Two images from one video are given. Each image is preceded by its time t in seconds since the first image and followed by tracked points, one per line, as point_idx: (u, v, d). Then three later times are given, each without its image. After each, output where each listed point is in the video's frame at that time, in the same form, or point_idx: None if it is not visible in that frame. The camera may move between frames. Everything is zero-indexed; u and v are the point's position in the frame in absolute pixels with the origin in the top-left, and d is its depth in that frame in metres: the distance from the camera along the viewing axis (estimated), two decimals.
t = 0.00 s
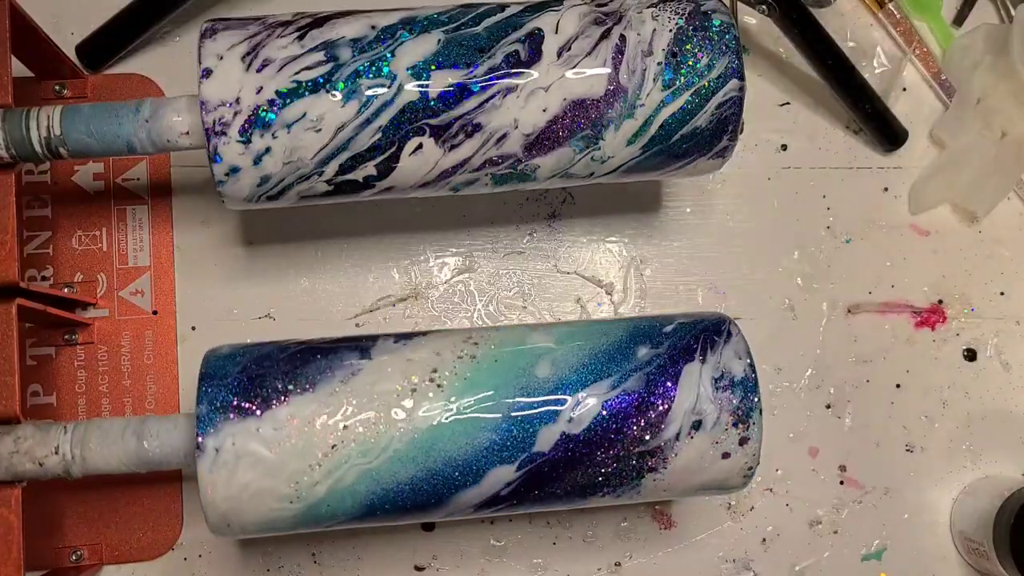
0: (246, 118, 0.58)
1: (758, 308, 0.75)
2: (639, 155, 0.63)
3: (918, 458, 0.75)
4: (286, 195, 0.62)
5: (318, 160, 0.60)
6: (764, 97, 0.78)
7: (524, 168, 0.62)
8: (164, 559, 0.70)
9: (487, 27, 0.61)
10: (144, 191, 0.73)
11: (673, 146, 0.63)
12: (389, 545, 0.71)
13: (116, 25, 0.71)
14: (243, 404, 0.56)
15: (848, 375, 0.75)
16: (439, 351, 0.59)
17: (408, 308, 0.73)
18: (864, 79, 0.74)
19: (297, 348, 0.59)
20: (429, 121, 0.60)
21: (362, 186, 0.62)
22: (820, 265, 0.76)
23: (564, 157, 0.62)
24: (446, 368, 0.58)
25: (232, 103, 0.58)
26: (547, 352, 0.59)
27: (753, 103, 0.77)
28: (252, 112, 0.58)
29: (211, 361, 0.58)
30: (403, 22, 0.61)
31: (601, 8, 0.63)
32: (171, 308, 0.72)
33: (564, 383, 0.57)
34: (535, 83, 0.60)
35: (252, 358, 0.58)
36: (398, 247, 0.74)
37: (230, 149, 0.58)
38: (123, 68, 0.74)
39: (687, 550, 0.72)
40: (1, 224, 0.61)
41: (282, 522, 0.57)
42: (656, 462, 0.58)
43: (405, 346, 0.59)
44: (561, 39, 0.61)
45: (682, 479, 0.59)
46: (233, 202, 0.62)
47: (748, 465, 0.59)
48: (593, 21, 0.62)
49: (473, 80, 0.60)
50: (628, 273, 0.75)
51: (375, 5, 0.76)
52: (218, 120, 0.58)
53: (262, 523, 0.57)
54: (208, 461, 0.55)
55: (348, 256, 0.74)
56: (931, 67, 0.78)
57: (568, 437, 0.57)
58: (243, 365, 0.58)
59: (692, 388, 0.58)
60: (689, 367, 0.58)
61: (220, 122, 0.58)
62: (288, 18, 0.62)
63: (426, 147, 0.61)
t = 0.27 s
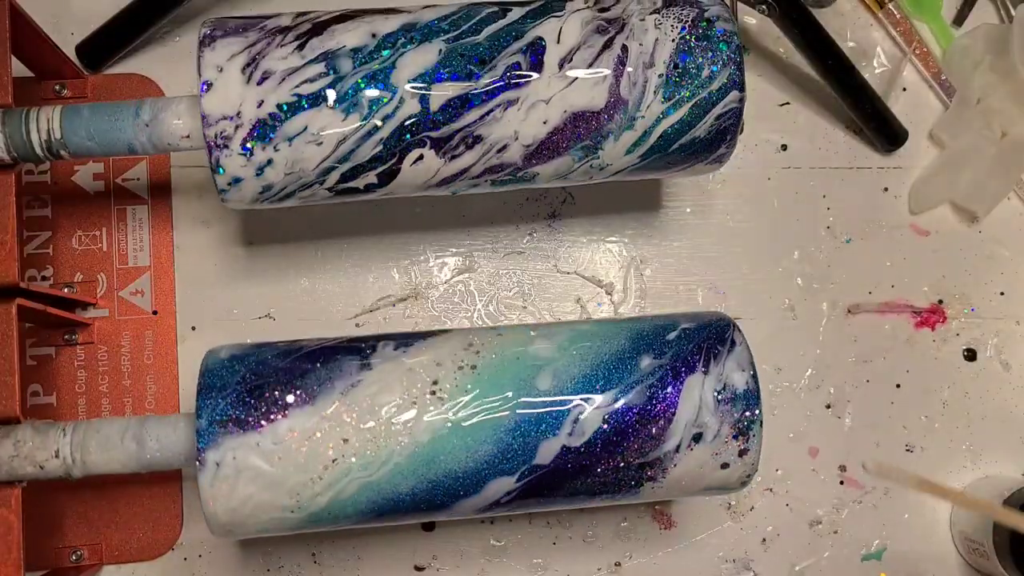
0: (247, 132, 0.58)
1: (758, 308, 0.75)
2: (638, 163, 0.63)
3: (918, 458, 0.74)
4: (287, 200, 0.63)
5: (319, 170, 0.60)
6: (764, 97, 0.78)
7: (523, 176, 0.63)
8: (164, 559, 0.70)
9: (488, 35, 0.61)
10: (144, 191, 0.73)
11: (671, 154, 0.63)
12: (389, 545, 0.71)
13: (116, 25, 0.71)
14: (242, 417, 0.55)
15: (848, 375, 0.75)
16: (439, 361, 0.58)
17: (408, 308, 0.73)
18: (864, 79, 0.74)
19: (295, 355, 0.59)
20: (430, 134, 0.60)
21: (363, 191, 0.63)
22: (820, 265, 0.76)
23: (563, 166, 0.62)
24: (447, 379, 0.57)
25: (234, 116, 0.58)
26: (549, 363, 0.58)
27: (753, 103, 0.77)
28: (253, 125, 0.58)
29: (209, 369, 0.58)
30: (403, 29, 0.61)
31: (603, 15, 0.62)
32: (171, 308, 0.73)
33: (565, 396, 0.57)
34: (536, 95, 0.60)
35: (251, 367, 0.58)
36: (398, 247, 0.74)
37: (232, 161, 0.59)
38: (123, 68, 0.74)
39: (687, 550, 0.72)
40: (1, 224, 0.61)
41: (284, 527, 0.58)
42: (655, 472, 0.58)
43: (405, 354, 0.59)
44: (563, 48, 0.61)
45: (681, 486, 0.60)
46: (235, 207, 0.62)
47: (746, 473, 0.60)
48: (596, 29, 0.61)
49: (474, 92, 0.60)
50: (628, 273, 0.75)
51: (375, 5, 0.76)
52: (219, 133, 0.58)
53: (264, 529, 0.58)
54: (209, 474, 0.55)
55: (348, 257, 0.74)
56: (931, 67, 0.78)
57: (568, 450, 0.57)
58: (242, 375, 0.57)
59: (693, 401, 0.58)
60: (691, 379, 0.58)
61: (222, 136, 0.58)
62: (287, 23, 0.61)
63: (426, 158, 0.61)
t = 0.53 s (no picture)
0: (249, 145, 0.59)
1: (758, 308, 0.75)
2: (636, 169, 0.64)
3: (918, 458, 0.74)
4: (289, 205, 0.63)
5: (321, 180, 0.61)
6: (764, 97, 0.78)
7: (523, 181, 0.64)
8: (164, 559, 0.70)
9: (490, 45, 0.60)
10: (144, 191, 0.73)
11: (670, 161, 0.64)
12: (390, 545, 0.71)
13: (116, 25, 0.71)
14: (242, 432, 0.55)
15: (848, 375, 0.75)
16: (439, 371, 0.58)
17: (408, 308, 0.73)
18: (864, 79, 0.74)
19: (294, 364, 0.58)
20: (432, 146, 0.60)
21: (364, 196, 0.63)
22: (820, 265, 0.76)
23: (562, 172, 0.63)
24: (448, 391, 0.57)
25: (235, 130, 0.58)
26: (551, 374, 0.58)
27: (753, 103, 0.78)
28: (255, 138, 0.58)
29: (207, 379, 0.57)
30: (404, 38, 0.60)
31: (605, 23, 0.61)
32: (171, 308, 0.72)
33: (567, 408, 0.57)
34: (536, 108, 0.60)
35: (249, 377, 0.57)
36: (398, 247, 0.74)
37: (234, 173, 0.59)
38: (123, 68, 0.74)
39: (687, 550, 0.72)
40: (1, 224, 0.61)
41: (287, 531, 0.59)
42: (654, 480, 0.59)
43: (405, 363, 0.58)
44: (564, 59, 0.60)
45: (679, 491, 0.60)
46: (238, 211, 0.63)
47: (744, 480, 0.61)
48: (598, 38, 0.61)
49: (476, 105, 0.60)
50: (628, 273, 0.75)
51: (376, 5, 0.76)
52: (221, 147, 0.58)
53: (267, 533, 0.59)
54: (210, 488, 0.55)
55: (348, 258, 0.74)
56: (931, 67, 0.78)
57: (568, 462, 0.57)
58: (240, 387, 0.57)
59: (694, 414, 0.57)
60: (694, 392, 0.58)
61: (224, 149, 0.58)
62: (287, 30, 0.61)
63: (427, 168, 0.61)
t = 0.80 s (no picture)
0: (252, 157, 0.59)
1: (758, 308, 0.75)
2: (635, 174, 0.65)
3: (918, 458, 0.75)
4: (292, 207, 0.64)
5: (323, 188, 0.62)
6: (764, 97, 0.78)
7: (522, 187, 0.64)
8: (164, 559, 0.70)
9: (491, 56, 0.60)
10: (144, 191, 0.73)
11: (668, 167, 0.64)
12: (390, 544, 0.71)
13: (116, 24, 0.71)
14: (242, 446, 0.55)
15: (848, 375, 0.75)
16: (440, 384, 0.57)
17: (408, 308, 0.73)
18: (864, 79, 0.74)
19: (293, 375, 0.58)
20: (433, 157, 0.61)
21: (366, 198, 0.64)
22: (820, 265, 0.76)
23: (560, 178, 0.64)
24: (448, 403, 0.57)
25: (238, 143, 0.59)
26: (552, 387, 0.57)
27: (753, 103, 0.78)
28: (257, 151, 0.59)
29: (205, 392, 0.57)
30: (404, 49, 0.60)
31: (606, 32, 0.61)
32: (171, 309, 0.72)
33: (567, 422, 0.57)
34: (536, 121, 0.60)
35: (248, 389, 0.57)
36: (398, 247, 0.74)
37: (237, 183, 0.60)
38: (123, 68, 0.74)
39: (686, 550, 0.72)
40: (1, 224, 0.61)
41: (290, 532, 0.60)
42: (653, 487, 0.59)
43: (404, 375, 0.58)
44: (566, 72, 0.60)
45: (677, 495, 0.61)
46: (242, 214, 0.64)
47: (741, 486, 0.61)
48: (600, 49, 0.61)
49: (477, 119, 0.60)
50: (628, 273, 0.75)
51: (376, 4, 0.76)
52: (223, 159, 0.59)
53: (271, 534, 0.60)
54: (212, 501, 0.56)
55: (348, 257, 0.74)
56: (931, 67, 0.78)
57: (568, 473, 0.58)
58: (239, 401, 0.56)
59: (695, 427, 0.58)
60: (696, 405, 0.57)
61: (226, 162, 0.59)
62: (286, 39, 0.60)
63: (427, 176, 0.62)
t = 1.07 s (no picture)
0: (254, 169, 0.59)
1: (758, 308, 0.75)
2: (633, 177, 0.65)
3: (918, 458, 0.75)
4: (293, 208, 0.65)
5: (325, 195, 0.62)
6: (764, 97, 0.78)
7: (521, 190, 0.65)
8: (164, 559, 0.70)
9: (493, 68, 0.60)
10: (144, 191, 0.73)
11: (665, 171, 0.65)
12: (390, 544, 0.71)
13: (116, 24, 0.71)
14: (243, 460, 0.55)
15: (848, 374, 0.75)
16: (441, 397, 0.57)
17: (408, 308, 0.73)
18: (864, 79, 0.74)
19: (292, 387, 0.57)
20: (434, 167, 0.61)
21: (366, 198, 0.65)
22: (820, 265, 0.76)
23: (559, 183, 0.65)
24: (449, 417, 0.57)
25: (240, 155, 0.59)
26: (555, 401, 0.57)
27: (753, 103, 0.77)
28: (259, 164, 0.59)
29: (204, 405, 0.56)
30: (406, 60, 0.60)
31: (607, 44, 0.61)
32: (171, 309, 0.72)
33: (568, 435, 0.57)
34: (537, 133, 0.61)
35: (247, 401, 0.56)
36: (399, 247, 0.74)
37: (239, 193, 0.60)
38: (123, 68, 0.74)
39: (686, 551, 0.72)
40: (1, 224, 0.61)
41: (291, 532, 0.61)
42: (651, 493, 0.60)
43: (405, 387, 0.57)
44: (568, 86, 0.60)
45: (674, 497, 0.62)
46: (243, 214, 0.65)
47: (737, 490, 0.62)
48: (602, 62, 0.61)
49: (478, 132, 0.60)
50: (628, 273, 0.75)
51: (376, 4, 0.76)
52: (226, 171, 0.59)
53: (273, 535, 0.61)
54: (214, 512, 0.56)
55: (348, 257, 0.74)
56: (931, 67, 0.78)
57: (568, 483, 0.58)
58: (239, 414, 0.56)
59: (696, 440, 0.58)
60: (697, 420, 0.58)
61: (229, 174, 0.59)
62: (286, 50, 0.60)
63: (428, 184, 0.63)
